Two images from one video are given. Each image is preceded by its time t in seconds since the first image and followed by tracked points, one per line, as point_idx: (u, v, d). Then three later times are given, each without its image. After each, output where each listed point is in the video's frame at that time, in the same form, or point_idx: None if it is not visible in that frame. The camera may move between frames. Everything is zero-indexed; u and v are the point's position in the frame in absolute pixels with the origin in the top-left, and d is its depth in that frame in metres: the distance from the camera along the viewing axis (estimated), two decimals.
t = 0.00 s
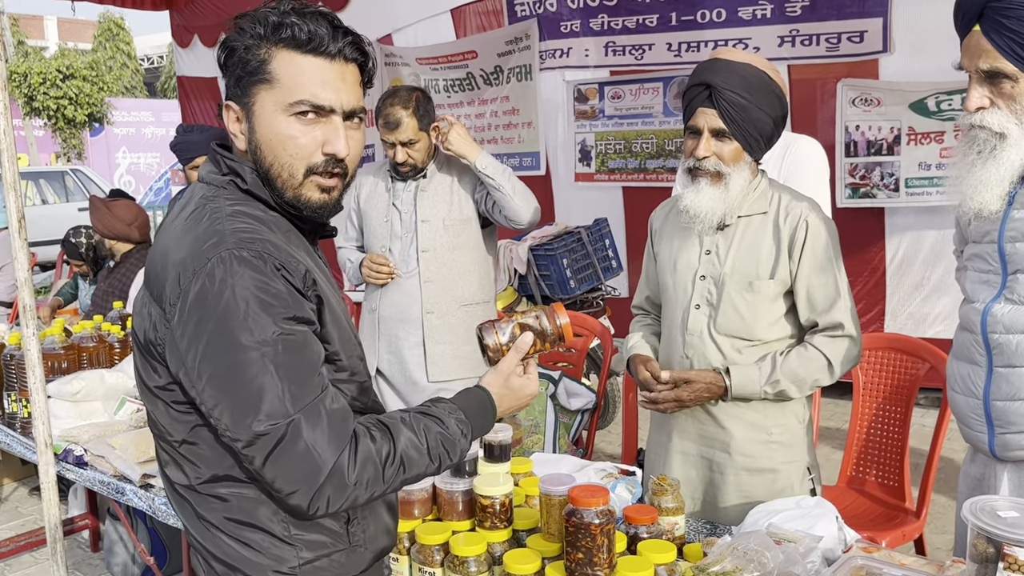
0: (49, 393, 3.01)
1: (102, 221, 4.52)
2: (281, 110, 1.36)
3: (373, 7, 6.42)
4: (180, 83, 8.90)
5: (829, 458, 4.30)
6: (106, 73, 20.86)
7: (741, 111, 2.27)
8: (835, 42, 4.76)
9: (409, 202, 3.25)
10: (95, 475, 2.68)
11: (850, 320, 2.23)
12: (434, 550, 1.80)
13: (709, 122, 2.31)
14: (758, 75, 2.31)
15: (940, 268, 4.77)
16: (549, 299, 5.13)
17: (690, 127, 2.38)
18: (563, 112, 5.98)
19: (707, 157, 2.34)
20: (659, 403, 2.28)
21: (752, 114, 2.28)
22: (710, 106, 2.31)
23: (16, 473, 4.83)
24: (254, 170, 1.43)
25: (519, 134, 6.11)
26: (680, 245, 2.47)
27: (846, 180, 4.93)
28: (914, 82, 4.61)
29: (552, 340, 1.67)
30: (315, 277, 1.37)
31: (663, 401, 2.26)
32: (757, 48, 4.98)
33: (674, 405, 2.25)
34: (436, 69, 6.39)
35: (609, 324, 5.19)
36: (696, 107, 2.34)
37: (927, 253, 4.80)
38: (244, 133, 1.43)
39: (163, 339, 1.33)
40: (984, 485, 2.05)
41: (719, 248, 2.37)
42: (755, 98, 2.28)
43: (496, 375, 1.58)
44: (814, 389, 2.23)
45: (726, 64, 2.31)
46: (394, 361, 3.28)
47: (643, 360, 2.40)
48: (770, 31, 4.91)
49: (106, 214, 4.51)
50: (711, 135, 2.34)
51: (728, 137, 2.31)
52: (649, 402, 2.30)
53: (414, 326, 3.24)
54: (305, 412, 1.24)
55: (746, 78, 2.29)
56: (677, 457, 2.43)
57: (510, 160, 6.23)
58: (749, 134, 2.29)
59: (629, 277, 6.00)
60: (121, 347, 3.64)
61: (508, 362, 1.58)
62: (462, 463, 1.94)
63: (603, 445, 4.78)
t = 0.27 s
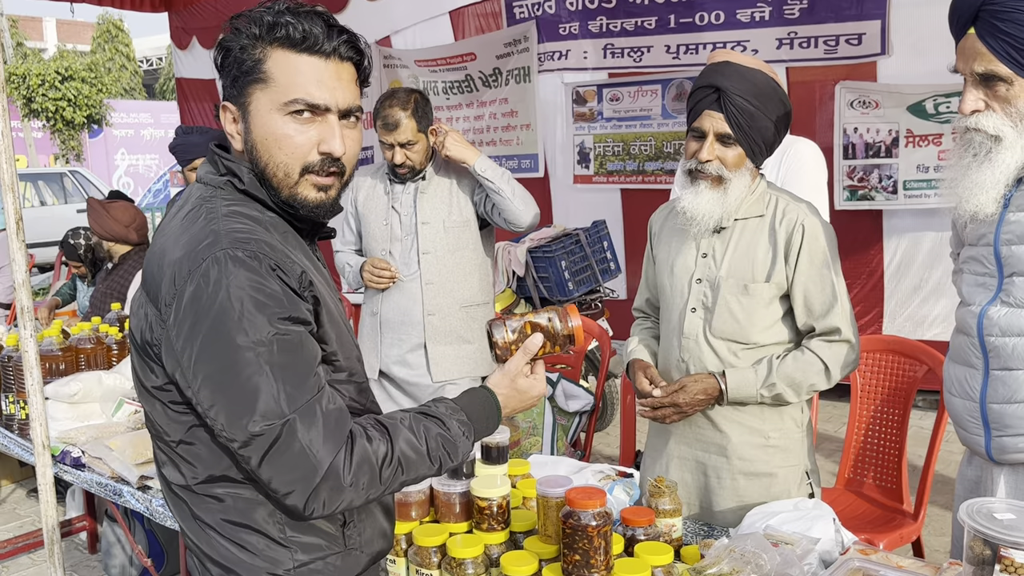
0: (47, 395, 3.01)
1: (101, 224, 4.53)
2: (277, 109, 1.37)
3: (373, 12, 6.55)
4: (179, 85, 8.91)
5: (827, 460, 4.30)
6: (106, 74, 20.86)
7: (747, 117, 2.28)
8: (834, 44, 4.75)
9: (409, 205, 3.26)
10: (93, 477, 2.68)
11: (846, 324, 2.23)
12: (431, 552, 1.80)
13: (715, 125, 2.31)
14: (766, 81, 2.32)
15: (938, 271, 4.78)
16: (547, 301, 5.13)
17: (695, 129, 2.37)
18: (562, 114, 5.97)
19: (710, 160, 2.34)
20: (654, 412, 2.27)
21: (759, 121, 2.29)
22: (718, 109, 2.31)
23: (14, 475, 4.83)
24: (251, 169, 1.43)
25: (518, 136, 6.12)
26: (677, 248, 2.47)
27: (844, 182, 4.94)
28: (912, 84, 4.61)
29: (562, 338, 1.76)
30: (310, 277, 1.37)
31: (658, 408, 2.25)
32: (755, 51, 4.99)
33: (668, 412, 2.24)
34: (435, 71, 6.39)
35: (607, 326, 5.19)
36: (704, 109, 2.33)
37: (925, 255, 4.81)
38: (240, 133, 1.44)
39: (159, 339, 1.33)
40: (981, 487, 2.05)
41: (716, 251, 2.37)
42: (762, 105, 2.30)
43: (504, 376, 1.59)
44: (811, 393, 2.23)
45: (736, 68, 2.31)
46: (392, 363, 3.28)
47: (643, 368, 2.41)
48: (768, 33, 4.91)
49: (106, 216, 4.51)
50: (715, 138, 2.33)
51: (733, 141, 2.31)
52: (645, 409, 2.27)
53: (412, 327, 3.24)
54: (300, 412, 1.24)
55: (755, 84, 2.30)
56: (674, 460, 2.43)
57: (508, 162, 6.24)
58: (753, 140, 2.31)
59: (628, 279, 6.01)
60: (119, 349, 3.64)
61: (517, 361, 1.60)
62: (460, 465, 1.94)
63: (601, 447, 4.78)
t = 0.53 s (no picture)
0: (45, 396, 3.01)
1: (100, 225, 4.52)
2: (281, 111, 1.36)
3: (372, 14, 6.57)
4: (178, 86, 8.91)
5: (826, 462, 4.30)
6: (105, 75, 20.86)
7: (744, 120, 2.28)
8: (832, 46, 4.76)
9: (411, 206, 3.26)
10: (91, 478, 2.68)
11: (844, 325, 2.24)
12: (430, 554, 1.80)
13: (711, 128, 2.31)
14: (763, 83, 2.32)
15: (937, 273, 4.78)
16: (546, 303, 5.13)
17: (692, 132, 2.38)
18: (560, 115, 5.95)
19: (707, 162, 2.34)
20: (653, 411, 2.26)
21: (756, 124, 2.29)
22: (714, 112, 2.31)
23: (12, 476, 4.82)
24: (254, 171, 1.43)
25: (516, 138, 6.14)
26: (674, 249, 2.47)
27: (842, 184, 4.94)
28: (911, 86, 4.62)
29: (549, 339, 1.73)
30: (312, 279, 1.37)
31: (658, 408, 2.24)
32: (754, 52, 5.00)
33: (667, 411, 2.24)
34: (434, 72, 6.40)
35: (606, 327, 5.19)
36: (699, 112, 2.34)
37: (924, 257, 4.81)
38: (242, 135, 1.43)
39: (161, 341, 1.32)
40: (979, 489, 2.05)
41: (713, 252, 2.37)
42: (759, 107, 2.29)
43: (496, 376, 1.57)
44: (809, 394, 2.24)
45: (733, 71, 2.32)
46: (391, 364, 3.28)
47: (637, 368, 2.40)
48: (767, 35, 4.93)
49: (105, 217, 4.51)
50: (712, 141, 2.34)
51: (730, 144, 2.32)
52: (643, 406, 2.27)
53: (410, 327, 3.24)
54: (302, 414, 1.24)
55: (752, 86, 2.29)
56: (672, 461, 2.43)
57: (506, 163, 6.25)
58: (750, 143, 2.31)
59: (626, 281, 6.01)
60: (118, 350, 3.63)
61: (508, 362, 1.58)
62: (458, 466, 1.94)
63: (600, 449, 4.78)
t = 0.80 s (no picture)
0: (44, 397, 3.01)
1: (96, 226, 4.52)
2: (284, 108, 1.36)
3: (372, 15, 6.58)
4: (178, 87, 8.91)
5: (825, 463, 4.30)
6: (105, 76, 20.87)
7: (736, 119, 2.28)
8: (832, 47, 4.77)
9: (424, 203, 3.29)
10: (90, 478, 2.67)
11: (838, 322, 2.24)
12: (428, 554, 1.80)
13: (704, 127, 2.31)
14: (755, 81, 2.31)
15: (936, 274, 4.78)
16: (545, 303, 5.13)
17: (684, 131, 2.37)
18: (560, 116, 5.95)
19: (701, 162, 2.34)
20: (654, 412, 2.27)
21: (748, 123, 2.29)
22: (706, 111, 2.31)
23: (10, 477, 4.82)
24: (255, 170, 1.43)
25: (515, 138, 6.15)
26: (669, 247, 2.47)
27: (842, 185, 4.94)
28: (911, 87, 4.62)
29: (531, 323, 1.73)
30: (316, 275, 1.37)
31: (658, 409, 2.25)
32: (753, 53, 5.00)
33: (667, 411, 2.24)
34: (433, 73, 6.39)
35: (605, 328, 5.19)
36: (691, 111, 2.33)
37: (923, 258, 4.81)
38: (242, 136, 1.43)
39: (167, 342, 1.32)
40: (977, 490, 2.05)
41: (708, 250, 2.37)
42: (751, 107, 2.29)
43: (489, 363, 1.59)
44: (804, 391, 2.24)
45: (725, 70, 2.31)
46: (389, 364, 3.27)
47: (636, 368, 2.41)
48: (766, 36, 4.93)
49: (100, 218, 4.51)
50: (705, 141, 2.33)
51: (722, 143, 2.31)
52: (643, 408, 2.27)
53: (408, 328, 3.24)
54: (312, 411, 1.24)
55: (744, 85, 2.29)
56: (670, 461, 2.43)
57: (505, 164, 6.25)
58: (743, 142, 2.30)
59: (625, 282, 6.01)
60: (117, 350, 3.63)
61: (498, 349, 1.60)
62: (456, 466, 1.94)
63: (599, 450, 4.78)
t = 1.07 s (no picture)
0: (44, 397, 3.01)
1: (96, 226, 4.54)
2: (291, 109, 1.36)
3: (373, 15, 6.58)
4: (178, 87, 8.91)
5: (825, 463, 4.30)
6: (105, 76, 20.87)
7: (731, 119, 2.28)
8: (832, 47, 4.75)
9: (439, 198, 3.30)
10: (90, 478, 2.67)
11: (836, 320, 2.23)
12: (428, 554, 1.80)
13: (700, 128, 2.30)
14: (749, 81, 2.32)
15: (936, 274, 4.78)
16: (545, 304, 5.12)
17: (680, 132, 2.37)
18: (560, 116, 5.95)
19: (697, 163, 2.33)
20: (653, 411, 2.26)
21: (743, 122, 2.29)
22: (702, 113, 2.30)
23: (10, 477, 4.82)
24: (257, 169, 1.43)
25: (514, 138, 6.14)
26: (667, 248, 2.47)
27: (842, 185, 4.94)
28: (911, 88, 4.62)
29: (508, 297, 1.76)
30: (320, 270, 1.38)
31: (657, 407, 2.24)
32: (754, 53, 5.00)
33: (666, 410, 2.24)
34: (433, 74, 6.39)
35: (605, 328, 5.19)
36: (686, 113, 2.33)
37: (924, 258, 4.81)
38: (245, 136, 1.42)
39: (174, 342, 1.32)
40: (978, 490, 2.05)
41: (706, 250, 2.37)
42: (746, 107, 2.29)
43: (478, 339, 1.59)
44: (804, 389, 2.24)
45: (719, 71, 2.31)
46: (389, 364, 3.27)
47: (632, 368, 2.41)
48: (766, 36, 4.92)
49: (98, 218, 4.53)
50: (701, 142, 2.33)
51: (719, 144, 2.31)
52: (643, 407, 2.27)
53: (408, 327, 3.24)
54: (321, 407, 1.24)
55: (738, 85, 2.29)
56: (671, 461, 2.43)
57: (505, 164, 6.25)
58: (739, 142, 2.30)
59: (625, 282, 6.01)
60: (117, 350, 3.63)
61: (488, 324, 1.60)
62: (457, 466, 1.94)
63: (600, 450, 4.78)
